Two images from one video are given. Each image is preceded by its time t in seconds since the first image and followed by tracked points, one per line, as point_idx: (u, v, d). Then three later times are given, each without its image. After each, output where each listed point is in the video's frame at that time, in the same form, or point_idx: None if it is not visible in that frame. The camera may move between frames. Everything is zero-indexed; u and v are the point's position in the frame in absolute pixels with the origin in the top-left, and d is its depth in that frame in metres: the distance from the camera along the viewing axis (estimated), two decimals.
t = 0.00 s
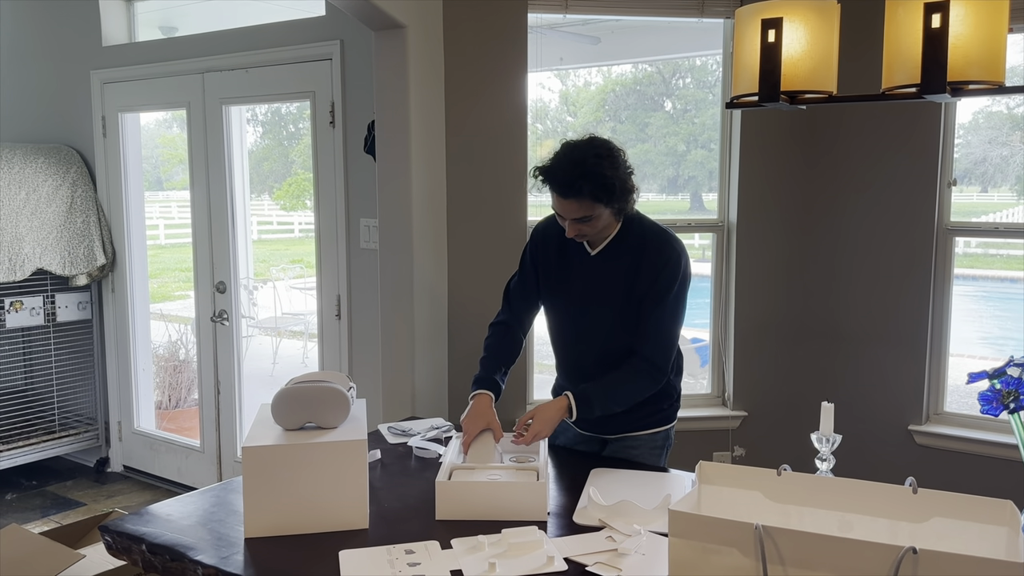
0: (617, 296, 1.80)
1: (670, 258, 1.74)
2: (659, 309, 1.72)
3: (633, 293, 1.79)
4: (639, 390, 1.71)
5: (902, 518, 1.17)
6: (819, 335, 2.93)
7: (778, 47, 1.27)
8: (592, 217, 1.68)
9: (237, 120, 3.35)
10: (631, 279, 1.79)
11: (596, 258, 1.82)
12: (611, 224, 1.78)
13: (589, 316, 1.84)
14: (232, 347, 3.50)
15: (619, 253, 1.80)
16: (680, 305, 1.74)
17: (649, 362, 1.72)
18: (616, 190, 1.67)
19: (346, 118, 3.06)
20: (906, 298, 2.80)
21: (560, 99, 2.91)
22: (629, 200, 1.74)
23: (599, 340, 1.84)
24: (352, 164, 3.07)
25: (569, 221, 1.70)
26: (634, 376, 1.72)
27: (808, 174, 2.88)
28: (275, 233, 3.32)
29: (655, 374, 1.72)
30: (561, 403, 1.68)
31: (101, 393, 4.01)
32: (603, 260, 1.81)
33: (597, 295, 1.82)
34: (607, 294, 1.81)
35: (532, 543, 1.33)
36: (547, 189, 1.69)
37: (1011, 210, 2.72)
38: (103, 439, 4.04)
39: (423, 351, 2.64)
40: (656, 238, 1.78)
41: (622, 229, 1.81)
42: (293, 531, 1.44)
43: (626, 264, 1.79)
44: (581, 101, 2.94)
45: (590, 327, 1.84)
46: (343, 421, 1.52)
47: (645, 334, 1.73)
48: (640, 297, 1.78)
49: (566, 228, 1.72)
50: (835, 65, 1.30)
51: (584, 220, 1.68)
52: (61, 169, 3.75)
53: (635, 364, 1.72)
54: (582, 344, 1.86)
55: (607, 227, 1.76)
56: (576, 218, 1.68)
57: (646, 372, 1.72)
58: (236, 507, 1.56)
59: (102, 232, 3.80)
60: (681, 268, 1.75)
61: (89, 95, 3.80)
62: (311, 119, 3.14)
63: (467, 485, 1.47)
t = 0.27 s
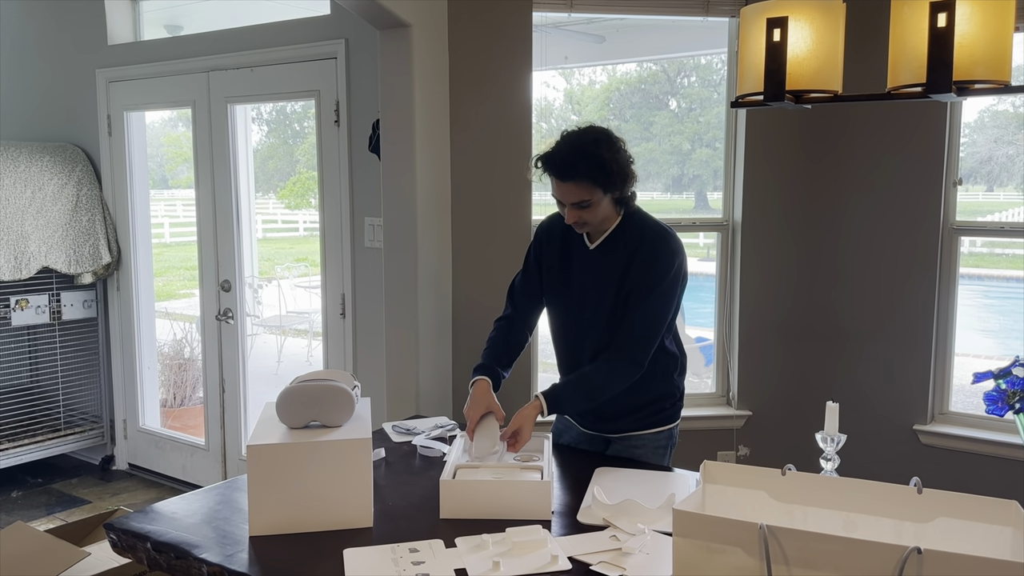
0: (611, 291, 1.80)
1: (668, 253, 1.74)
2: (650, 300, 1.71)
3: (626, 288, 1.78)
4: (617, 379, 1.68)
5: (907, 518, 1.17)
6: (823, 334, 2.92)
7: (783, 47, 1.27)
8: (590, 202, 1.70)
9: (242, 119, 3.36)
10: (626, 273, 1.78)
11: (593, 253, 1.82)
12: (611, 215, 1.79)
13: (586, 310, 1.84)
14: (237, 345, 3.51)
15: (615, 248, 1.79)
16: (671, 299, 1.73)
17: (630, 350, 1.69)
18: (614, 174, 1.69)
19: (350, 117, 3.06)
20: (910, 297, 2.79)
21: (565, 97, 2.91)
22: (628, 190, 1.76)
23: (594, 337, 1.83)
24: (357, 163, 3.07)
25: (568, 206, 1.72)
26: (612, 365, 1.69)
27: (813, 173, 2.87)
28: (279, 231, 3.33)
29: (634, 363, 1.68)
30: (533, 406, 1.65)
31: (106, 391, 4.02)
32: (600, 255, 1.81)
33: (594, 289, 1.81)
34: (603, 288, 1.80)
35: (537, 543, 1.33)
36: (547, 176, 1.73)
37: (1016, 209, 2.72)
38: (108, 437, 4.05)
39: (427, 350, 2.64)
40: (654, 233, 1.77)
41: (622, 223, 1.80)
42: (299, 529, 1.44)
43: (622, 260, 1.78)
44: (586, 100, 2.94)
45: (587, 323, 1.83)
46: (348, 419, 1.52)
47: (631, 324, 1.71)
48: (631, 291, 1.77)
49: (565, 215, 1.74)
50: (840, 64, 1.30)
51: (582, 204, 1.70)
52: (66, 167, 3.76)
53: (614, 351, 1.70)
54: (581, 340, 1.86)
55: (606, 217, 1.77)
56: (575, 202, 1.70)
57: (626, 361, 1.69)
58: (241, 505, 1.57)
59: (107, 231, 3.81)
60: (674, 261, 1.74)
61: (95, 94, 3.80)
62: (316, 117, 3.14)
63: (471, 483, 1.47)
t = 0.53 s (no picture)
0: (616, 285, 1.79)
1: (670, 243, 1.74)
2: (655, 292, 1.71)
3: (631, 281, 1.78)
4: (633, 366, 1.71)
5: (907, 518, 1.16)
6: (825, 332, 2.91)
7: (783, 47, 1.27)
8: (587, 188, 1.72)
9: (243, 119, 3.36)
10: (630, 264, 1.78)
11: (595, 246, 1.83)
12: (610, 206, 1.80)
13: (590, 307, 1.83)
14: (239, 345, 3.51)
15: (619, 242, 1.80)
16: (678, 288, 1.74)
17: (642, 342, 1.72)
18: (611, 161, 1.71)
19: (352, 116, 3.07)
20: (913, 296, 2.79)
21: (566, 97, 2.92)
22: (624, 178, 1.78)
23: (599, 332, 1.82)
24: (358, 162, 3.08)
25: (567, 193, 1.75)
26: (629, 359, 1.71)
27: (815, 172, 2.86)
28: (281, 231, 3.33)
29: (648, 354, 1.71)
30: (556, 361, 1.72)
31: (108, 391, 4.03)
32: (604, 249, 1.81)
33: (598, 285, 1.82)
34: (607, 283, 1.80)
35: (537, 542, 1.34)
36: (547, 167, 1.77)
37: (1018, 209, 2.72)
38: (110, 436, 4.05)
39: (429, 349, 2.65)
40: (654, 224, 1.78)
41: (623, 214, 1.82)
42: (300, 529, 1.45)
43: (626, 253, 1.78)
44: (588, 99, 2.94)
45: (592, 319, 1.83)
46: (349, 419, 1.52)
47: (641, 316, 1.72)
48: (636, 283, 1.77)
49: (563, 203, 1.76)
50: (841, 63, 1.30)
51: (580, 190, 1.73)
52: (69, 167, 3.76)
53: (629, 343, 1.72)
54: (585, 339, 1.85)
55: (605, 206, 1.79)
56: (573, 187, 1.73)
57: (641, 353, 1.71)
58: (242, 505, 1.57)
59: (109, 230, 3.82)
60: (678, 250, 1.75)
61: (97, 93, 3.81)
62: (318, 117, 3.15)
63: (472, 483, 1.47)
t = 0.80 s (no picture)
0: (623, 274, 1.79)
1: (676, 230, 1.74)
2: (661, 280, 1.71)
3: (638, 270, 1.78)
4: (636, 348, 1.70)
5: (910, 518, 1.16)
6: (828, 329, 2.91)
7: (786, 44, 1.27)
8: (592, 169, 1.74)
9: (245, 118, 3.36)
10: (637, 254, 1.77)
11: (604, 237, 1.83)
12: (617, 194, 1.81)
13: (598, 298, 1.83)
14: (240, 345, 3.51)
15: (627, 231, 1.80)
16: (684, 275, 1.73)
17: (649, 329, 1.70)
18: (616, 143, 1.73)
19: (353, 116, 3.06)
20: (916, 294, 2.78)
21: (568, 96, 2.92)
22: (631, 168, 1.80)
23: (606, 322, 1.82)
24: (359, 162, 3.08)
25: (573, 176, 1.77)
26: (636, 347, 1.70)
27: (817, 170, 2.86)
28: (283, 230, 3.33)
29: (653, 337, 1.69)
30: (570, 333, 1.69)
31: (110, 390, 4.03)
32: (612, 238, 1.82)
33: (606, 276, 1.81)
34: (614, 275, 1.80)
35: (539, 542, 1.33)
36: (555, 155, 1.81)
37: (1021, 208, 2.71)
38: (111, 436, 4.05)
39: (430, 348, 2.64)
40: (660, 214, 1.77)
41: (631, 203, 1.82)
42: (301, 529, 1.44)
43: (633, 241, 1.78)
44: (589, 98, 2.93)
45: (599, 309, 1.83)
46: (350, 418, 1.52)
47: (648, 304, 1.72)
48: (643, 271, 1.76)
49: (570, 186, 1.78)
50: (843, 61, 1.29)
51: (585, 171, 1.75)
52: (70, 167, 3.77)
53: (635, 329, 1.70)
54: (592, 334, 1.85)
55: (612, 193, 1.80)
56: (578, 169, 1.75)
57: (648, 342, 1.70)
58: (243, 504, 1.57)
59: (110, 229, 3.82)
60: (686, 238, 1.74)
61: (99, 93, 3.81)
62: (319, 116, 3.14)
63: (473, 482, 1.47)
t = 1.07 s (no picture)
0: (631, 267, 1.80)
1: (684, 225, 1.74)
2: (669, 271, 1.71)
3: (646, 263, 1.78)
4: (637, 335, 1.68)
5: (911, 518, 1.16)
6: (829, 328, 2.90)
7: (787, 45, 1.27)
8: (606, 156, 1.76)
9: (246, 118, 3.36)
10: (647, 246, 1.78)
11: (614, 232, 1.83)
12: (629, 187, 1.82)
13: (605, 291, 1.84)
14: (241, 345, 3.51)
15: (636, 224, 1.80)
16: (692, 269, 1.73)
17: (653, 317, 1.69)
18: (631, 133, 1.77)
19: (354, 116, 3.06)
20: (917, 293, 2.78)
21: (569, 96, 2.92)
22: (642, 164, 1.83)
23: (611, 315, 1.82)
24: (360, 162, 3.08)
25: (587, 164, 1.78)
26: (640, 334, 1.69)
27: (818, 169, 2.86)
28: (283, 230, 3.34)
29: (657, 326, 1.69)
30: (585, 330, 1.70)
31: (111, 391, 4.03)
32: (621, 231, 1.82)
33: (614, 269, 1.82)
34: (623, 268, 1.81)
35: (540, 542, 1.33)
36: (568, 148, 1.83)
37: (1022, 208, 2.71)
38: (112, 436, 4.05)
39: (431, 348, 2.64)
40: (671, 209, 1.78)
41: (642, 199, 1.83)
42: (302, 529, 1.44)
43: (643, 235, 1.79)
44: (590, 98, 2.93)
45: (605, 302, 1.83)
46: (351, 418, 1.52)
47: (653, 293, 1.71)
48: (652, 265, 1.77)
49: (583, 175, 1.79)
50: (844, 61, 1.29)
51: (599, 158, 1.76)
52: (71, 167, 3.77)
53: (639, 315, 1.69)
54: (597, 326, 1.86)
55: (625, 186, 1.81)
56: (592, 156, 1.76)
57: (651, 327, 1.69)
58: (244, 504, 1.57)
59: (111, 229, 3.82)
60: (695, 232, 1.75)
61: (99, 93, 3.81)
62: (320, 116, 3.15)
63: (474, 483, 1.47)
